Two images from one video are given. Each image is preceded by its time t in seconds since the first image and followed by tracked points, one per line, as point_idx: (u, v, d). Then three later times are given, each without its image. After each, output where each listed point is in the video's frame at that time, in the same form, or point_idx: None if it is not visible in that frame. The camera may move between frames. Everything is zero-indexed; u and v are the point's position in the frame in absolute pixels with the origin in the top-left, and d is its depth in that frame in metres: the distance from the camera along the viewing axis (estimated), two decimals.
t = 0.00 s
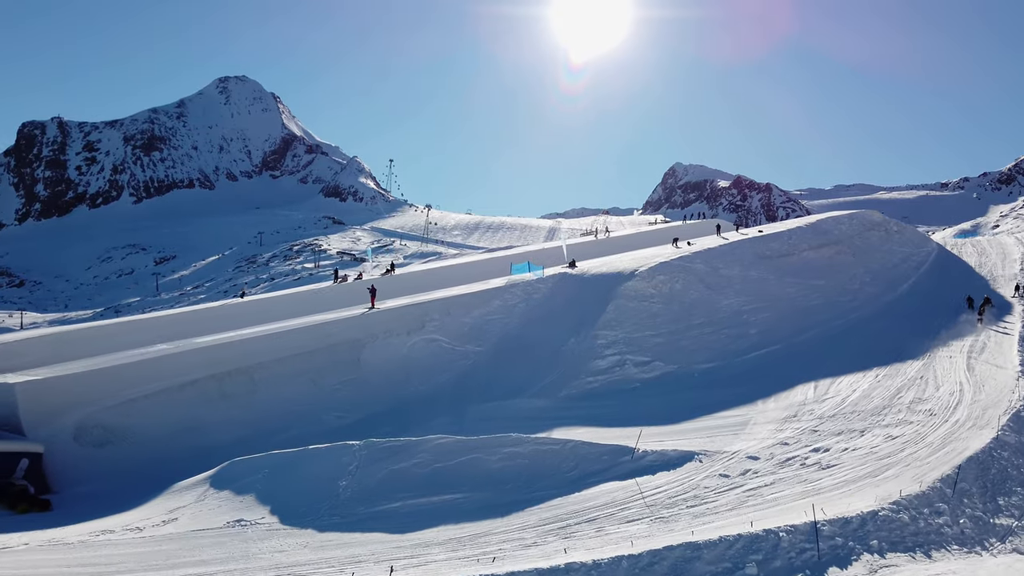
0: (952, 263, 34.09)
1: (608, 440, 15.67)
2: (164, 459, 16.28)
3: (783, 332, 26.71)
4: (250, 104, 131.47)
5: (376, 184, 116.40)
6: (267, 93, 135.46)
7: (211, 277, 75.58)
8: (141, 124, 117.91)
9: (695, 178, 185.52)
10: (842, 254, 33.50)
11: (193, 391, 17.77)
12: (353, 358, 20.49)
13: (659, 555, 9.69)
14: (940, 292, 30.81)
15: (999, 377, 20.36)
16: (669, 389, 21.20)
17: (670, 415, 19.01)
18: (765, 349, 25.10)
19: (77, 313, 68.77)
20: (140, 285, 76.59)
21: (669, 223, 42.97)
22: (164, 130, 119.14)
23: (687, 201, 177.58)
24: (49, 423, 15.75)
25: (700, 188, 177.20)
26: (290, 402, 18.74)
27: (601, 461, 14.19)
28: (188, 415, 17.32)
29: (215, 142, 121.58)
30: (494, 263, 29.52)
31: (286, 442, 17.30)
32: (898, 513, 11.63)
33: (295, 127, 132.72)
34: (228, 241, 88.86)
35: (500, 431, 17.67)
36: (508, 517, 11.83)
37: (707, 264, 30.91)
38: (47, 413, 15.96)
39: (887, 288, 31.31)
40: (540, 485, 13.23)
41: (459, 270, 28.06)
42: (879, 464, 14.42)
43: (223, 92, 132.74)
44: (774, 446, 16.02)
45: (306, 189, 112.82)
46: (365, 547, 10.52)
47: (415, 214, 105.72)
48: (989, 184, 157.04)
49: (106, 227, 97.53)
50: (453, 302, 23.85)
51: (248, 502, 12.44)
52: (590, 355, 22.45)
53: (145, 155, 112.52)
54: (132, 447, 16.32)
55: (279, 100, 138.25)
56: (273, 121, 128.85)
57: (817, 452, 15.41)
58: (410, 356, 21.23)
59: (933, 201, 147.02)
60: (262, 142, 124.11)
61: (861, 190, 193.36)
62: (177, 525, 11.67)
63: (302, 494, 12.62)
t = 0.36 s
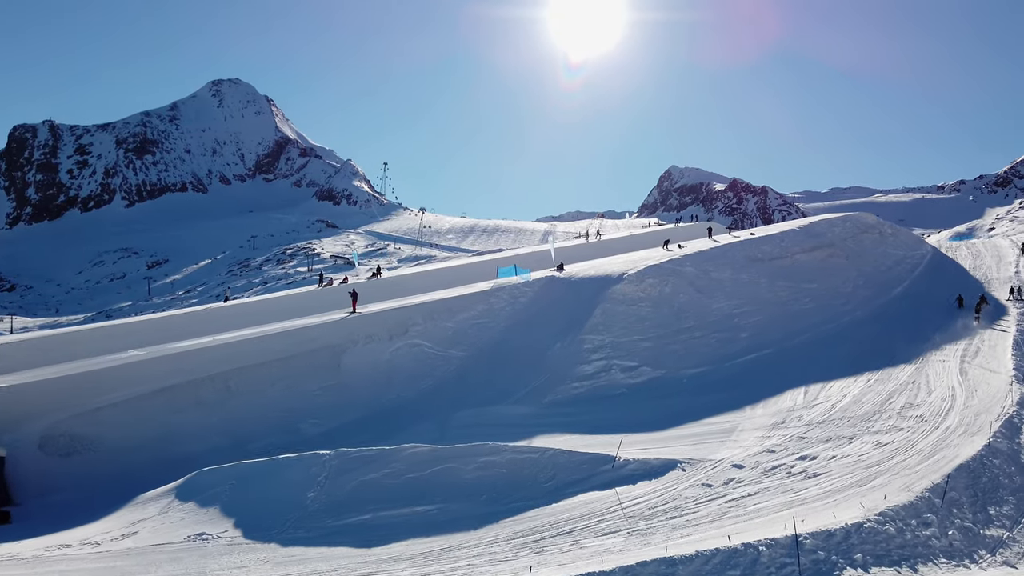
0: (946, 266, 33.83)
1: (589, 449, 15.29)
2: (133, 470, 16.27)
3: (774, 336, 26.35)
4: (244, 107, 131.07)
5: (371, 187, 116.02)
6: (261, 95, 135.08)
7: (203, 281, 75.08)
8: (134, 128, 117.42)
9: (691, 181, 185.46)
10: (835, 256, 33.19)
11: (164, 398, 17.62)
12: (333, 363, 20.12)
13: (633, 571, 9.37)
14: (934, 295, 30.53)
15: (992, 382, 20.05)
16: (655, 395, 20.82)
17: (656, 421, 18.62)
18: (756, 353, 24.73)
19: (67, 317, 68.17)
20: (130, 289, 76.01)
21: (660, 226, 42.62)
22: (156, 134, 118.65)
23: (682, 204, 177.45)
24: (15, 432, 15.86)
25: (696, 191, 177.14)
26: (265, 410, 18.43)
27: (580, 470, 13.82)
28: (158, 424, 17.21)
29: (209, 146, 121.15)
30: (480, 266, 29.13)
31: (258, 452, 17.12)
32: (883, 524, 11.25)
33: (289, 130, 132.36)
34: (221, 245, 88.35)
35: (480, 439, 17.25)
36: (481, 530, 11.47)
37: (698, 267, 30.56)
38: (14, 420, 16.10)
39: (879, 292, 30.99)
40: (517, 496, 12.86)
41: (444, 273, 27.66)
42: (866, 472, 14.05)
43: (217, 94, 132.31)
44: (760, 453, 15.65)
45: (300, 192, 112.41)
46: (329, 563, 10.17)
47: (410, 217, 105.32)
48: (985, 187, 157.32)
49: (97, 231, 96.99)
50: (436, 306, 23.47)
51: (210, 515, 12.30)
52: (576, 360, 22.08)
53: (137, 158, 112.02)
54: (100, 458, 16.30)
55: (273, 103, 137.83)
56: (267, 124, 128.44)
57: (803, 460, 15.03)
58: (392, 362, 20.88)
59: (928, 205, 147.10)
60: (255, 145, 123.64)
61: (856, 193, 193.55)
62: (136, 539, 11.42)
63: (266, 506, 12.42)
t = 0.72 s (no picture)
0: (931, 272, 33.82)
1: (564, 462, 14.92)
2: (90, 487, 15.72)
3: (758, 343, 26.13)
4: (229, 116, 130.30)
5: (358, 195, 115.46)
6: (247, 103, 134.36)
7: (188, 291, 74.20)
8: (118, 136, 116.44)
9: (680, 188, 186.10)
10: (819, 263, 33.08)
11: (129, 412, 17.09)
12: (305, 376, 19.66)
13: None
14: (919, 302, 30.47)
15: (976, 389, 19.91)
16: (636, 404, 20.47)
17: (637, 432, 18.28)
18: (739, 361, 24.46)
19: (48, 328, 67.09)
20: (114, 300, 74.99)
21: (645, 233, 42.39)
22: (141, 142, 117.66)
23: (672, 211, 177.94)
24: None
25: (684, 198, 177.73)
26: (232, 424, 17.93)
27: (553, 484, 13.48)
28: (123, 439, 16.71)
29: (194, 154, 120.25)
30: (460, 274, 28.72)
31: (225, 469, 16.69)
32: (863, 540, 10.91)
33: (275, 139, 131.74)
34: (206, 254, 87.47)
35: (455, 452, 16.79)
36: (447, 550, 11.12)
37: (681, 274, 30.32)
38: None
39: (865, 298, 30.83)
40: (485, 513, 12.53)
41: (423, 282, 27.22)
42: (847, 485, 13.71)
43: (202, 102, 131.52)
44: (739, 464, 15.34)
45: (287, 201, 111.71)
46: None
47: (398, 225, 104.80)
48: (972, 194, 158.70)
49: (81, 241, 95.91)
50: (414, 316, 23.06)
51: (165, 535, 11.95)
52: (556, 370, 21.70)
53: (121, 167, 110.98)
54: (61, 475, 15.77)
55: (259, 110, 137.08)
56: (253, 133, 127.73)
57: (783, 472, 14.68)
58: (366, 375, 20.46)
59: (915, 211, 148.14)
60: (241, 153, 122.86)
61: (844, 200, 194.88)
62: (86, 562, 11.09)
63: (224, 525, 12.15)
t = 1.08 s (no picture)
0: (913, 276, 33.78)
1: (535, 474, 14.50)
2: (43, 504, 15.05)
3: (739, 348, 25.87)
4: (213, 122, 129.22)
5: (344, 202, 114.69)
6: (231, 110, 133.29)
7: (170, 299, 73.15)
8: (99, 143, 115.02)
9: (667, 193, 186.73)
10: (801, 267, 32.94)
11: (88, 424, 16.46)
12: (274, 385, 19.08)
13: None
14: (901, 306, 30.38)
15: (957, 394, 19.71)
16: (614, 412, 20.09)
17: (615, 440, 17.88)
18: (720, 366, 24.17)
19: (26, 338, 65.81)
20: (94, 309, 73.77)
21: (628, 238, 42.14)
22: (123, 149, 116.27)
23: (659, 216, 178.40)
24: None
25: (671, 203, 178.29)
26: (196, 435, 17.31)
27: (523, 497, 13.05)
28: (81, 452, 16.06)
29: (177, 161, 119.03)
30: (438, 280, 28.24)
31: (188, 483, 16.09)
32: (839, 554, 10.56)
33: (259, 145, 130.79)
34: (189, 262, 86.40)
35: (427, 462, 16.30)
36: (408, 568, 10.68)
37: (663, 279, 30.04)
38: None
39: (847, 302, 30.68)
40: (449, 527, 12.09)
41: (400, 288, 26.71)
42: (825, 494, 13.37)
43: (184, 109, 130.29)
44: (716, 473, 14.97)
45: (272, 208, 110.75)
46: None
47: (385, 232, 104.09)
48: (956, 198, 160.25)
49: (61, 249, 94.49)
50: (389, 323, 22.56)
51: (114, 555, 11.35)
52: (533, 377, 21.29)
53: (103, 174, 109.57)
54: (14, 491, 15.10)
55: (243, 116, 136.01)
56: (237, 139, 126.71)
57: (760, 481, 14.32)
58: (338, 384, 19.92)
59: (899, 216, 149.37)
60: (225, 160, 121.83)
61: (830, 204, 196.26)
62: None
63: (176, 543, 11.60)
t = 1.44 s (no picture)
0: (895, 279, 33.72)
1: (505, 485, 14.02)
2: None
3: (719, 352, 25.60)
4: (194, 128, 127.88)
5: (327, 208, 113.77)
6: (212, 115, 132.03)
7: (150, 307, 71.96)
8: (78, 150, 113.31)
9: (652, 198, 187.36)
10: (782, 271, 32.79)
11: (42, 437, 15.77)
12: (239, 396, 18.45)
13: None
14: (883, 309, 30.29)
15: (939, 399, 19.51)
16: (591, 419, 19.66)
17: (590, 449, 17.45)
18: (699, 372, 23.86)
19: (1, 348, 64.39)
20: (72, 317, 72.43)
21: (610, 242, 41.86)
22: (102, 155, 114.60)
23: (645, 221, 178.95)
24: None
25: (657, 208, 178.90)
26: (155, 448, 16.65)
27: (490, 510, 12.57)
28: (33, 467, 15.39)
29: (157, 167, 117.57)
30: (414, 287, 27.71)
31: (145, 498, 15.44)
32: (813, 569, 10.19)
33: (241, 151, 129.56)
34: (169, 269, 85.14)
35: (395, 474, 15.76)
36: None
37: (642, 283, 29.74)
38: None
39: (828, 306, 30.55)
40: (411, 543, 11.58)
41: (374, 295, 26.13)
42: (801, 504, 13.01)
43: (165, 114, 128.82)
44: (691, 483, 14.57)
45: (254, 215, 109.63)
46: None
47: (369, 238, 103.28)
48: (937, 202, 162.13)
49: (38, 257, 92.81)
50: (360, 331, 22.00)
51: None
52: (507, 384, 20.83)
53: (81, 181, 107.91)
54: None
55: (224, 122, 134.72)
56: (219, 145, 125.47)
57: (736, 491, 13.94)
58: (306, 394, 19.32)
59: (882, 220, 150.74)
60: (206, 167, 120.55)
61: (814, 208, 197.85)
62: None
63: (122, 562, 10.98)
